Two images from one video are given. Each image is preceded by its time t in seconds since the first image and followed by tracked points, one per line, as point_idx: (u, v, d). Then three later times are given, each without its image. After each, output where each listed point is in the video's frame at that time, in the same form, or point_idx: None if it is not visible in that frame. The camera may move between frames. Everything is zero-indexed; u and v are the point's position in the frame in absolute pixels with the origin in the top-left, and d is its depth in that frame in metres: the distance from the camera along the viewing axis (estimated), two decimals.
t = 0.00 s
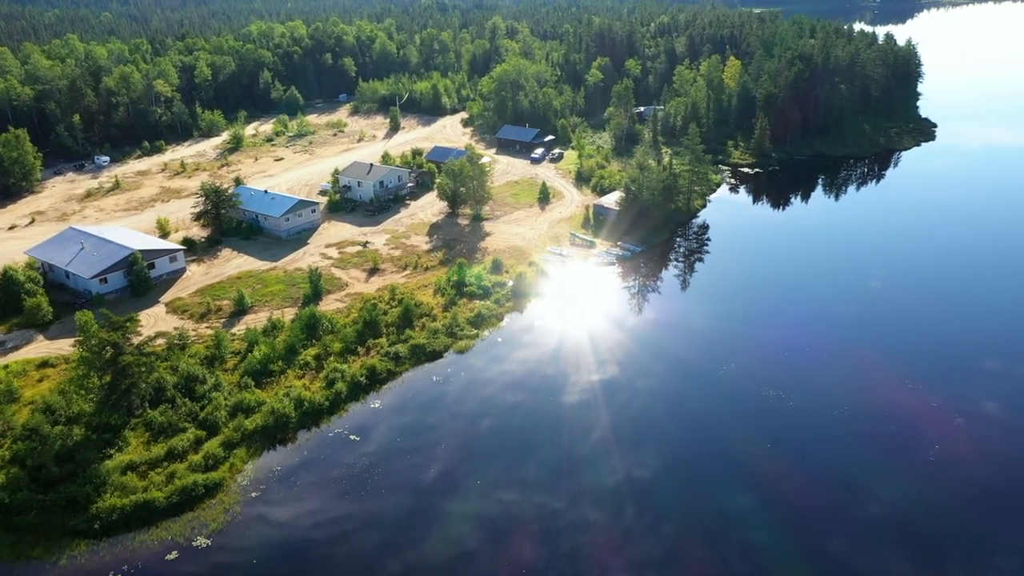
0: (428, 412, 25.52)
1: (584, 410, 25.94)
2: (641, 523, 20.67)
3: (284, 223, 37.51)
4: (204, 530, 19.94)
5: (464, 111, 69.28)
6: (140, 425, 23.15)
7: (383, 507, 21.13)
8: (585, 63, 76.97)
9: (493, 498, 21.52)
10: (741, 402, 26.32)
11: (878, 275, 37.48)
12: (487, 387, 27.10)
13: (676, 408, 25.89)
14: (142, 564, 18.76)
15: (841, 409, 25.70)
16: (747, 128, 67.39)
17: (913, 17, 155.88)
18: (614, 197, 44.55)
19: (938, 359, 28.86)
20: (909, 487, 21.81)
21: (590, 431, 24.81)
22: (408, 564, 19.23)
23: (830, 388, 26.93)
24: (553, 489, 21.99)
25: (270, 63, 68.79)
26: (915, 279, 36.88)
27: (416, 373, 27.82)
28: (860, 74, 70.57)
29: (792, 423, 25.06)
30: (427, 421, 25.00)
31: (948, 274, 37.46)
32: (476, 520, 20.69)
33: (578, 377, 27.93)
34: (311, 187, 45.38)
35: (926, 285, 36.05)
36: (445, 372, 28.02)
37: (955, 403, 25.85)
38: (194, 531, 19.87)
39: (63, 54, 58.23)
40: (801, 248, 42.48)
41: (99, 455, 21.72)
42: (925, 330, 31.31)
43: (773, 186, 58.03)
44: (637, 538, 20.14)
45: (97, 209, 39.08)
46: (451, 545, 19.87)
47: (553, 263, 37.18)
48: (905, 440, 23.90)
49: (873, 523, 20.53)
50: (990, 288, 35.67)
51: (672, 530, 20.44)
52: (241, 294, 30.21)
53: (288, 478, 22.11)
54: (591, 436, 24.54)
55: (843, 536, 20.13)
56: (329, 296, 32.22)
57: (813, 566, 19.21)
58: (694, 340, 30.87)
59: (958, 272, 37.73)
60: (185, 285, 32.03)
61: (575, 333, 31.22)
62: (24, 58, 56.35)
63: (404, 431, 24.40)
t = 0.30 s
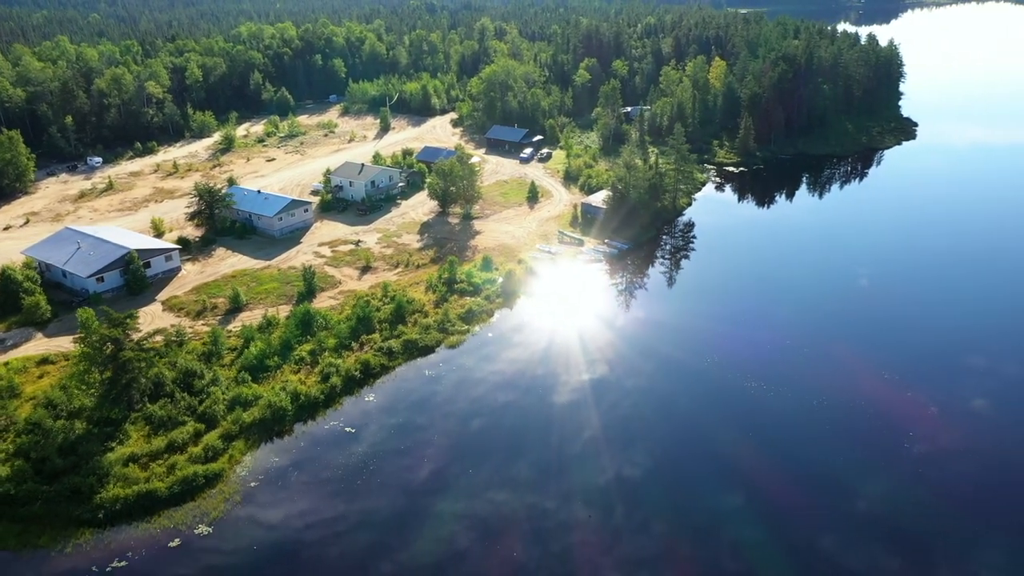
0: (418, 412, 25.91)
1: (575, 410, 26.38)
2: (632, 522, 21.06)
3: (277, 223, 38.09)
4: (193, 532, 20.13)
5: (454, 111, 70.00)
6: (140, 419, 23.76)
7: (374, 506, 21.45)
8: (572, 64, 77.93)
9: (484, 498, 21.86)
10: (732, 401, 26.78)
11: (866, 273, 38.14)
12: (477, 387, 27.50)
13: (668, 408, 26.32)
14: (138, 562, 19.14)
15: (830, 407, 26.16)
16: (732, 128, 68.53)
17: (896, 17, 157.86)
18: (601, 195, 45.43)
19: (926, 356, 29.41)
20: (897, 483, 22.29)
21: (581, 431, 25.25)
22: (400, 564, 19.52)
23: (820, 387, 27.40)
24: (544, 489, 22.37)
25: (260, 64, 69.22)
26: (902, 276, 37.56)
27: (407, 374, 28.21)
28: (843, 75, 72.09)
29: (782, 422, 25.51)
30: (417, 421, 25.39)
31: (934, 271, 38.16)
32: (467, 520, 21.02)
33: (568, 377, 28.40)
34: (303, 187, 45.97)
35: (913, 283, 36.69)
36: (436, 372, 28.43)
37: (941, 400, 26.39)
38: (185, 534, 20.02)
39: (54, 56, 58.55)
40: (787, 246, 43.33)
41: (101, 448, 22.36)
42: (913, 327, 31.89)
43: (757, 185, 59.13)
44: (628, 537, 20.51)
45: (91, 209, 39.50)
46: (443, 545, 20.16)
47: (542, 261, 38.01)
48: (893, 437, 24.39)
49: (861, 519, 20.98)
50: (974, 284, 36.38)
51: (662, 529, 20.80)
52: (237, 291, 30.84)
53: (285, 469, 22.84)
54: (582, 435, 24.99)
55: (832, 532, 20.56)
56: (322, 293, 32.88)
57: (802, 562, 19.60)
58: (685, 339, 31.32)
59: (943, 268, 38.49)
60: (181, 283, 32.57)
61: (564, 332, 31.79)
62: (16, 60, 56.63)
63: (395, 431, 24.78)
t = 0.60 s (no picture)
0: (408, 412, 26.31)
1: (563, 409, 26.90)
2: (621, 521, 21.55)
3: (269, 222, 38.68)
4: (183, 534, 20.45)
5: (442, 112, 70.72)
6: (139, 413, 24.41)
7: (363, 507, 21.86)
8: (559, 65, 78.93)
9: (474, 498, 22.31)
10: (721, 402, 27.36)
11: (852, 271, 38.91)
12: (466, 388, 27.94)
13: (659, 408, 26.88)
14: (131, 562, 19.57)
15: (818, 406, 26.76)
16: (715, 128, 69.72)
17: (878, 17, 160.18)
18: (587, 194, 46.39)
19: (912, 355, 30.02)
20: (883, 480, 22.90)
21: (570, 429, 25.82)
22: (391, 564, 19.93)
23: (808, 386, 28.03)
24: (533, 488, 22.84)
25: (249, 66, 69.58)
26: (885, 273, 38.41)
27: (396, 375, 28.59)
28: (824, 75, 73.51)
29: (771, 422, 26.09)
30: (406, 421, 25.79)
31: (917, 267, 39.05)
32: (457, 521, 21.46)
33: (557, 376, 28.93)
34: (293, 187, 46.57)
35: (897, 280, 37.50)
36: (426, 372, 28.88)
37: (928, 398, 26.97)
38: (176, 538, 20.34)
39: (44, 58, 58.81)
40: (770, 244, 44.29)
41: (101, 441, 23.01)
42: (898, 326, 32.59)
43: (740, 183, 60.33)
44: (618, 536, 20.98)
45: (83, 210, 39.94)
46: (433, 545, 20.59)
47: (529, 258, 38.90)
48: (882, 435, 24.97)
49: (848, 516, 21.58)
50: (955, 280, 37.29)
51: (650, 527, 21.30)
52: (230, 290, 31.48)
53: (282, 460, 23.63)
54: (571, 434, 25.55)
55: (819, 530, 21.15)
56: (315, 291, 33.58)
57: (791, 560, 20.14)
58: (676, 339, 31.88)
59: (924, 265, 39.44)
60: (175, 282, 33.14)
61: (552, 331, 32.39)
62: (5, 62, 56.82)
63: (384, 432, 25.19)
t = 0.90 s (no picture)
0: (394, 414, 26.55)
1: (550, 408, 27.22)
2: (607, 520, 21.82)
3: (258, 222, 39.30)
4: (169, 539, 20.58)
5: (427, 112, 71.44)
6: (134, 408, 25.06)
7: (350, 509, 22.05)
8: (542, 66, 80.09)
9: (461, 498, 22.57)
10: (708, 401, 27.66)
11: (835, 269, 39.58)
12: (452, 388, 28.23)
13: (646, 408, 27.18)
14: (119, 564, 19.79)
15: (804, 404, 27.09)
16: (697, 127, 70.98)
17: (858, 16, 162.70)
18: (571, 193, 47.38)
19: (896, 351, 30.41)
20: (866, 476, 23.24)
21: (557, 429, 26.12)
22: (378, 565, 20.14)
23: (794, 384, 28.36)
24: (519, 488, 23.09)
25: (235, 67, 69.97)
26: (867, 269, 39.14)
27: (383, 377, 28.81)
28: (802, 75, 75.07)
29: (757, 420, 26.40)
30: (392, 423, 26.03)
31: (897, 263, 39.81)
32: (444, 521, 21.69)
33: (544, 376, 29.28)
34: (281, 187, 47.18)
35: (879, 277, 38.18)
36: (412, 373, 29.17)
37: (910, 394, 27.33)
38: (161, 540, 20.53)
39: (29, 60, 59.03)
40: (752, 242, 45.23)
41: (98, 435, 23.66)
42: (879, 321, 33.12)
43: (721, 182, 61.61)
44: (604, 534, 21.25)
45: (72, 211, 40.35)
46: (420, 546, 20.82)
47: (515, 256, 39.86)
48: (867, 432, 25.30)
49: (831, 512, 21.92)
50: (933, 274, 38.12)
51: (637, 525, 21.58)
52: (222, 288, 32.10)
53: (275, 451, 24.36)
54: (558, 433, 25.87)
55: (803, 526, 21.46)
56: (305, 289, 34.28)
57: (776, 557, 20.46)
58: (664, 338, 32.16)
59: (903, 260, 40.29)
60: (166, 281, 33.70)
61: (538, 330, 32.79)
62: None
63: (370, 434, 25.43)
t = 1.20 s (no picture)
0: (381, 414, 26.73)
1: (538, 407, 27.38)
2: (597, 517, 21.87)
3: (248, 222, 39.87)
4: (155, 543, 20.76)
5: (413, 113, 72.16)
6: (130, 404, 25.72)
7: (337, 511, 22.13)
8: (527, 67, 81.19)
9: (450, 498, 22.65)
10: (696, 399, 27.76)
11: (820, 266, 40.21)
12: (439, 388, 28.41)
13: (635, 406, 27.29)
14: (105, 569, 19.92)
15: (792, 400, 27.26)
16: (679, 127, 72.24)
17: (837, 17, 165.55)
18: (555, 192, 48.35)
19: (882, 348, 30.72)
20: (855, 472, 23.35)
21: (544, 428, 26.21)
22: (366, 566, 20.21)
23: (781, 380, 28.58)
24: (508, 487, 23.14)
25: (221, 69, 70.42)
26: (849, 267, 39.87)
27: (369, 378, 29.04)
28: (782, 75, 76.50)
29: (745, 416, 26.54)
30: (379, 424, 26.20)
31: (878, 261, 40.57)
32: (433, 521, 21.77)
33: (531, 375, 29.48)
34: (270, 188, 47.78)
35: (862, 274, 38.84)
36: (398, 374, 29.37)
37: (897, 391, 27.47)
38: (147, 546, 20.67)
39: (16, 63, 59.34)
40: (735, 240, 46.11)
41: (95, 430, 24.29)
42: (864, 318, 33.48)
43: (702, 181, 62.85)
44: (593, 531, 21.31)
45: (62, 212, 40.78)
46: (409, 547, 20.91)
47: (501, 254, 40.78)
48: (854, 427, 25.47)
49: (819, 507, 22.03)
50: (914, 271, 38.85)
51: (626, 523, 21.66)
52: (213, 286, 32.71)
53: (268, 444, 25.04)
54: (546, 432, 25.98)
55: (791, 522, 21.50)
56: (294, 287, 34.97)
57: (765, 553, 20.47)
58: (653, 336, 32.31)
59: (883, 257, 41.13)
60: (157, 280, 34.29)
61: (522, 330, 33.09)
62: None
63: (356, 435, 25.59)
